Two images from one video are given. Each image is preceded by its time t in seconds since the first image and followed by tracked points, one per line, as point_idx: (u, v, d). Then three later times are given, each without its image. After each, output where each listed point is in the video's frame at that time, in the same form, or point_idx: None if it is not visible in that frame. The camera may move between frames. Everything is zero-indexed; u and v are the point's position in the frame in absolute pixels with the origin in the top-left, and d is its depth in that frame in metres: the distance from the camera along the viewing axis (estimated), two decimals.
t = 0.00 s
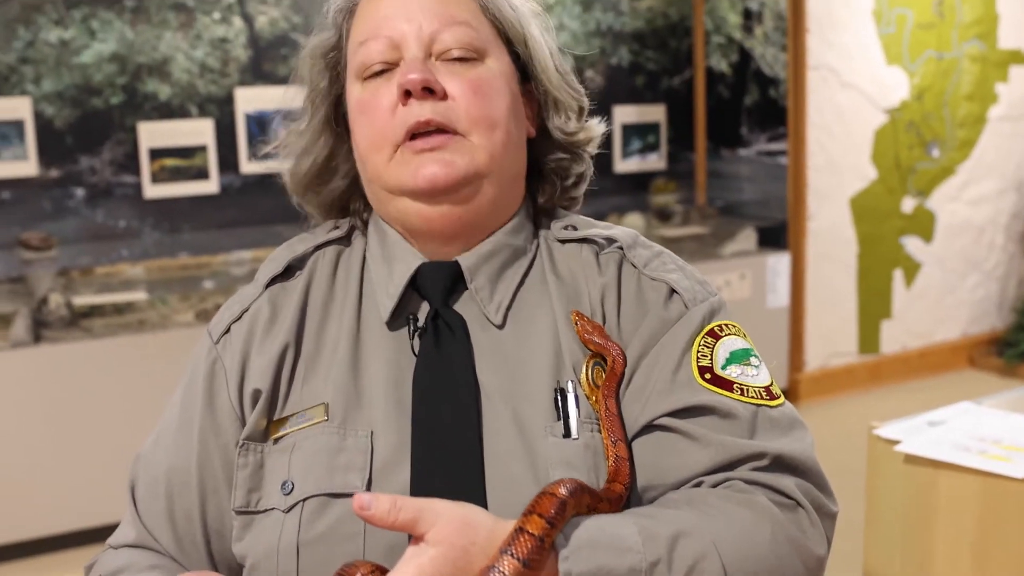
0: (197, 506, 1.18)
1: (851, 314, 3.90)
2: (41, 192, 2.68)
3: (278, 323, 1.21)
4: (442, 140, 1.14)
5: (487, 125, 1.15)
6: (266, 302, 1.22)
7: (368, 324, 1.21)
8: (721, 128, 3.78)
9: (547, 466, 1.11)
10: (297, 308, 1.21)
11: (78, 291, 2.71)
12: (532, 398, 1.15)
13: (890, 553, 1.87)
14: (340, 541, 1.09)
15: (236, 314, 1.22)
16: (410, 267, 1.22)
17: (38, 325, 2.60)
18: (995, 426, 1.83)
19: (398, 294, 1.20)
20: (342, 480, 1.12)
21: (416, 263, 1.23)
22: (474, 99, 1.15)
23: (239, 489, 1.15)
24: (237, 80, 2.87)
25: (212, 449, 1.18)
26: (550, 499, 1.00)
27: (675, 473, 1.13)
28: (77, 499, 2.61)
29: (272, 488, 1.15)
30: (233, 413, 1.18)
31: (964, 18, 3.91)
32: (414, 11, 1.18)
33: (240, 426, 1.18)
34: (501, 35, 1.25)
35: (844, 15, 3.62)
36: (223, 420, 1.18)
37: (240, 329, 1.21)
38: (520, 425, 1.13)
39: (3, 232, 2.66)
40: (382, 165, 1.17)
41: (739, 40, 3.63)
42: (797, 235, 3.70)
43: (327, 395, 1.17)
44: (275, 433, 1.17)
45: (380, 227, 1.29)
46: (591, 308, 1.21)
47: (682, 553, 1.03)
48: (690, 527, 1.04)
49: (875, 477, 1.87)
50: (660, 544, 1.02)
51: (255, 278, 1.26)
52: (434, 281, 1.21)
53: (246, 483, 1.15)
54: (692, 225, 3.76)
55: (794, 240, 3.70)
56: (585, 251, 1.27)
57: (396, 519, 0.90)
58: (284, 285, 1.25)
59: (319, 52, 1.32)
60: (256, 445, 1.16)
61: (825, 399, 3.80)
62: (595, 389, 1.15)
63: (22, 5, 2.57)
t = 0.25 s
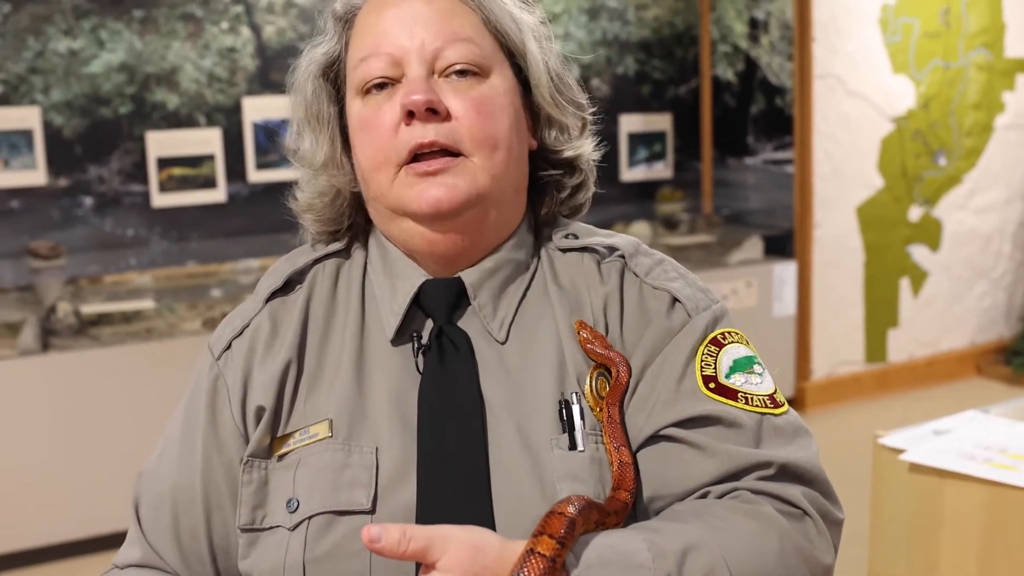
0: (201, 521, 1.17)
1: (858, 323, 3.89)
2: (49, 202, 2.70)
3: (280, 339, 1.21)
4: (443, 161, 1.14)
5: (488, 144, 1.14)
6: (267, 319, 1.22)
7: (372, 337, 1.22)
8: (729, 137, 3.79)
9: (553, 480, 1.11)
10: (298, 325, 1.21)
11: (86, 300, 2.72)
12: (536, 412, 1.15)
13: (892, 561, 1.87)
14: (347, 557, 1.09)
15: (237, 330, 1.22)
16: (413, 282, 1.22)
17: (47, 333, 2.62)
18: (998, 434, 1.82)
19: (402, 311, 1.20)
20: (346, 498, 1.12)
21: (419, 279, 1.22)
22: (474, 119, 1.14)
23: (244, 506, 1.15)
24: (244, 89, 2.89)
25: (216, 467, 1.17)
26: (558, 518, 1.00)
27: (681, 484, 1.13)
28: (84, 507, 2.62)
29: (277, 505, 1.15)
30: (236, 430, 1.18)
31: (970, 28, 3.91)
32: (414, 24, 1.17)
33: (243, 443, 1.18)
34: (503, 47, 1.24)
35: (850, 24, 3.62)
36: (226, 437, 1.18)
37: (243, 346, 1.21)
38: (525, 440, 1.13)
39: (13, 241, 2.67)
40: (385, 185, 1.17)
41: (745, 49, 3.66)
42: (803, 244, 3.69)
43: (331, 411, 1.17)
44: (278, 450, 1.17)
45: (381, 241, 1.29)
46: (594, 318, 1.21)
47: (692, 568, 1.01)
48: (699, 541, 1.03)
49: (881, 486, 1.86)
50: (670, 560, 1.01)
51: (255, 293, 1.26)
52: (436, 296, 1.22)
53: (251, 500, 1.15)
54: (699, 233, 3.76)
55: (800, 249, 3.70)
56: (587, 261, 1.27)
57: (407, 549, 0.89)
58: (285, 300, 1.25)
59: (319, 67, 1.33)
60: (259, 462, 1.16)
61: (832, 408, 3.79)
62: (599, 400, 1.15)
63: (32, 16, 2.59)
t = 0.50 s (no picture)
0: (206, 523, 1.17)
1: (862, 329, 3.88)
2: (54, 209, 2.71)
3: (287, 343, 1.21)
4: (457, 181, 1.14)
5: (502, 164, 1.14)
6: (273, 322, 1.22)
7: (379, 339, 1.22)
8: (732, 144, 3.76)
9: (561, 481, 1.11)
10: (305, 327, 1.21)
11: (90, 307, 2.72)
12: (543, 414, 1.15)
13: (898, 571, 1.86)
14: (353, 557, 1.09)
15: (244, 333, 1.22)
16: (422, 291, 1.22)
17: (51, 339, 2.61)
18: (1002, 441, 1.81)
19: (412, 319, 1.20)
20: (354, 497, 1.11)
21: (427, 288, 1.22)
22: (488, 140, 1.14)
23: (250, 506, 1.14)
24: (248, 96, 2.90)
25: (222, 468, 1.17)
26: (568, 520, 1.00)
27: (688, 486, 1.13)
28: (87, 514, 2.62)
29: (283, 505, 1.14)
30: (244, 433, 1.18)
31: (974, 34, 3.90)
32: (428, 44, 1.16)
33: (251, 445, 1.18)
34: (514, 63, 1.23)
35: (853, 30, 3.63)
36: (232, 438, 1.18)
37: (250, 348, 1.21)
38: (532, 441, 1.13)
39: (18, 248, 2.68)
40: (398, 205, 1.17)
41: (748, 56, 3.64)
42: (806, 251, 3.70)
43: (339, 412, 1.17)
44: (285, 451, 1.17)
45: (390, 253, 1.29)
46: (600, 322, 1.21)
47: (699, 570, 1.02)
48: (707, 543, 1.03)
49: (883, 494, 1.85)
50: (676, 562, 1.01)
51: (261, 299, 1.27)
52: (444, 304, 1.21)
53: (257, 500, 1.14)
54: (703, 240, 3.76)
55: (802, 255, 3.70)
56: (593, 267, 1.27)
57: (417, 555, 0.89)
58: (291, 305, 1.25)
59: (327, 80, 1.31)
60: (266, 463, 1.16)
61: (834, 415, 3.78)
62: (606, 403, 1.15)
63: (37, 24, 2.60)
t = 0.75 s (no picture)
0: (216, 509, 1.17)
1: (865, 329, 3.87)
2: (57, 210, 2.71)
3: (293, 332, 1.21)
4: (497, 216, 1.16)
5: (540, 202, 1.18)
6: (280, 312, 1.22)
7: (387, 330, 1.21)
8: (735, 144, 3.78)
9: (567, 467, 1.11)
10: (312, 318, 1.21)
11: (93, 308, 2.71)
12: (549, 403, 1.15)
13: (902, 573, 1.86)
14: (359, 541, 1.08)
15: (250, 324, 1.23)
16: (438, 291, 1.21)
17: (53, 341, 2.60)
18: (1001, 442, 1.81)
19: (428, 318, 1.20)
20: (360, 482, 1.10)
21: (440, 292, 1.21)
22: (532, 179, 1.16)
23: (256, 492, 1.14)
24: (250, 98, 2.90)
25: (232, 454, 1.17)
26: (596, 482, 1.00)
27: (693, 472, 1.13)
28: (89, 515, 2.62)
29: (289, 491, 1.14)
30: (252, 421, 1.18)
31: (975, 33, 3.90)
32: (477, 79, 1.11)
33: (259, 431, 1.18)
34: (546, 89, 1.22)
35: (856, 30, 3.62)
36: (242, 424, 1.18)
37: (257, 337, 1.21)
38: (538, 429, 1.13)
39: (21, 249, 2.69)
40: (433, 233, 1.17)
41: (749, 56, 3.65)
42: (808, 252, 3.70)
43: (346, 398, 1.16)
44: (292, 439, 1.16)
45: (401, 260, 1.28)
46: (605, 315, 1.21)
47: (717, 545, 1.03)
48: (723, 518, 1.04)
49: (884, 493, 1.86)
50: (696, 532, 1.03)
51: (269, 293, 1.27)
52: (458, 308, 1.20)
53: (263, 486, 1.15)
54: (706, 240, 3.75)
55: (806, 256, 3.70)
56: (599, 262, 1.27)
57: (447, 506, 0.84)
58: (298, 298, 1.24)
59: (359, 91, 1.20)
60: (272, 450, 1.16)
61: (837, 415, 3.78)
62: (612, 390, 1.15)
63: (39, 26, 2.61)
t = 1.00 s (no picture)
0: (219, 513, 1.17)
1: (868, 331, 3.87)
2: (60, 213, 2.72)
3: (293, 336, 1.21)
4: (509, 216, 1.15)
5: (549, 205, 1.18)
6: (278, 315, 1.22)
7: (387, 333, 1.21)
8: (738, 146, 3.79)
9: (568, 469, 1.11)
10: (312, 321, 1.21)
11: (96, 312, 2.72)
12: (550, 405, 1.15)
13: (903, 575, 1.85)
14: (362, 546, 1.08)
15: (249, 328, 1.22)
16: (441, 293, 1.21)
17: (58, 345, 2.61)
18: (1004, 445, 1.80)
19: (431, 321, 1.19)
20: (363, 488, 1.10)
21: (442, 294, 1.21)
22: (543, 182, 1.16)
23: (258, 497, 1.14)
24: (253, 101, 2.90)
25: (234, 458, 1.17)
26: (623, 483, 1.00)
27: (696, 474, 1.12)
28: (92, 519, 2.62)
29: (291, 496, 1.14)
30: (253, 425, 1.17)
31: (978, 34, 3.89)
32: (496, 79, 1.11)
33: (260, 434, 1.17)
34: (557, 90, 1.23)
35: (858, 31, 3.62)
36: (243, 429, 1.17)
37: (257, 341, 1.20)
38: (539, 432, 1.13)
39: (24, 252, 2.69)
40: (444, 231, 1.17)
41: (752, 57, 3.65)
42: (812, 254, 3.69)
43: (349, 403, 1.15)
44: (294, 443, 1.16)
45: (403, 262, 1.27)
46: (604, 316, 1.21)
47: (732, 547, 1.03)
48: (737, 519, 1.05)
49: (886, 495, 1.86)
50: (715, 535, 1.03)
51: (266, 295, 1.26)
52: (459, 310, 1.20)
53: (265, 491, 1.14)
54: (709, 242, 3.76)
55: (809, 257, 3.69)
56: (598, 264, 1.27)
57: (484, 510, 0.82)
58: (296, 301, 1.24)
59: (377, 87, 1.18)
60: (274, 455, 1.15)
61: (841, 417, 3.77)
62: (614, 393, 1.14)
63: (42, 29, 2.62)
